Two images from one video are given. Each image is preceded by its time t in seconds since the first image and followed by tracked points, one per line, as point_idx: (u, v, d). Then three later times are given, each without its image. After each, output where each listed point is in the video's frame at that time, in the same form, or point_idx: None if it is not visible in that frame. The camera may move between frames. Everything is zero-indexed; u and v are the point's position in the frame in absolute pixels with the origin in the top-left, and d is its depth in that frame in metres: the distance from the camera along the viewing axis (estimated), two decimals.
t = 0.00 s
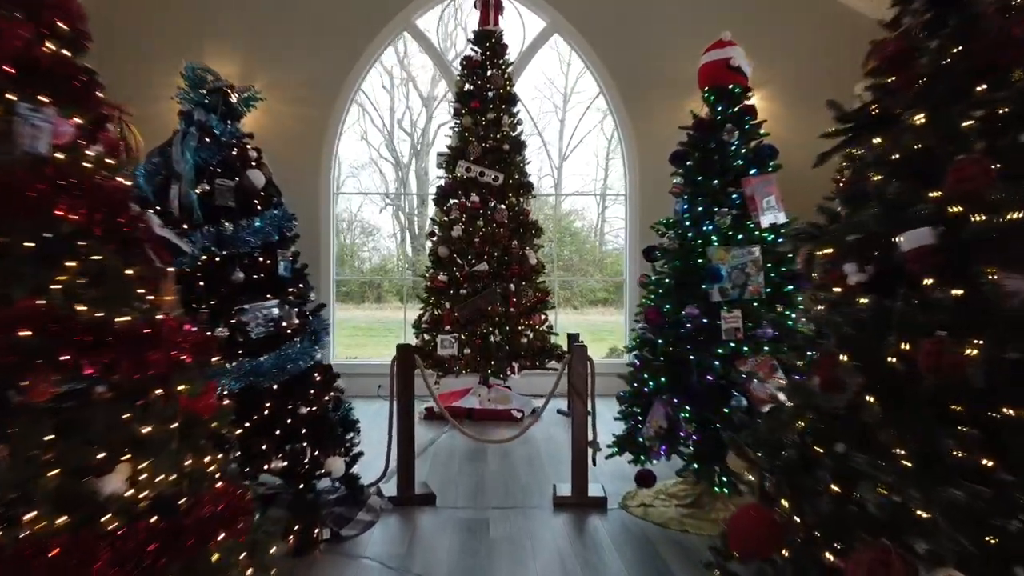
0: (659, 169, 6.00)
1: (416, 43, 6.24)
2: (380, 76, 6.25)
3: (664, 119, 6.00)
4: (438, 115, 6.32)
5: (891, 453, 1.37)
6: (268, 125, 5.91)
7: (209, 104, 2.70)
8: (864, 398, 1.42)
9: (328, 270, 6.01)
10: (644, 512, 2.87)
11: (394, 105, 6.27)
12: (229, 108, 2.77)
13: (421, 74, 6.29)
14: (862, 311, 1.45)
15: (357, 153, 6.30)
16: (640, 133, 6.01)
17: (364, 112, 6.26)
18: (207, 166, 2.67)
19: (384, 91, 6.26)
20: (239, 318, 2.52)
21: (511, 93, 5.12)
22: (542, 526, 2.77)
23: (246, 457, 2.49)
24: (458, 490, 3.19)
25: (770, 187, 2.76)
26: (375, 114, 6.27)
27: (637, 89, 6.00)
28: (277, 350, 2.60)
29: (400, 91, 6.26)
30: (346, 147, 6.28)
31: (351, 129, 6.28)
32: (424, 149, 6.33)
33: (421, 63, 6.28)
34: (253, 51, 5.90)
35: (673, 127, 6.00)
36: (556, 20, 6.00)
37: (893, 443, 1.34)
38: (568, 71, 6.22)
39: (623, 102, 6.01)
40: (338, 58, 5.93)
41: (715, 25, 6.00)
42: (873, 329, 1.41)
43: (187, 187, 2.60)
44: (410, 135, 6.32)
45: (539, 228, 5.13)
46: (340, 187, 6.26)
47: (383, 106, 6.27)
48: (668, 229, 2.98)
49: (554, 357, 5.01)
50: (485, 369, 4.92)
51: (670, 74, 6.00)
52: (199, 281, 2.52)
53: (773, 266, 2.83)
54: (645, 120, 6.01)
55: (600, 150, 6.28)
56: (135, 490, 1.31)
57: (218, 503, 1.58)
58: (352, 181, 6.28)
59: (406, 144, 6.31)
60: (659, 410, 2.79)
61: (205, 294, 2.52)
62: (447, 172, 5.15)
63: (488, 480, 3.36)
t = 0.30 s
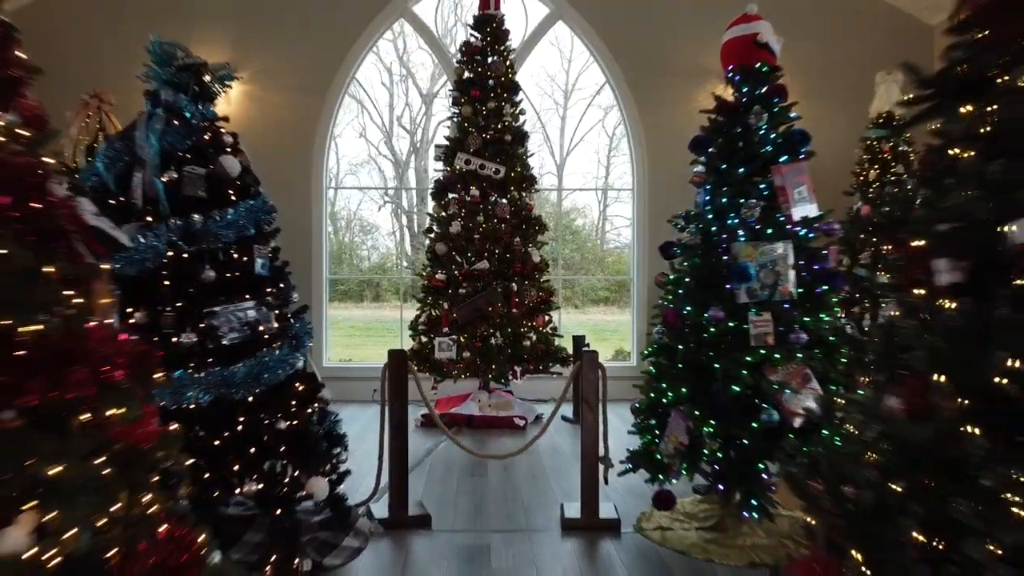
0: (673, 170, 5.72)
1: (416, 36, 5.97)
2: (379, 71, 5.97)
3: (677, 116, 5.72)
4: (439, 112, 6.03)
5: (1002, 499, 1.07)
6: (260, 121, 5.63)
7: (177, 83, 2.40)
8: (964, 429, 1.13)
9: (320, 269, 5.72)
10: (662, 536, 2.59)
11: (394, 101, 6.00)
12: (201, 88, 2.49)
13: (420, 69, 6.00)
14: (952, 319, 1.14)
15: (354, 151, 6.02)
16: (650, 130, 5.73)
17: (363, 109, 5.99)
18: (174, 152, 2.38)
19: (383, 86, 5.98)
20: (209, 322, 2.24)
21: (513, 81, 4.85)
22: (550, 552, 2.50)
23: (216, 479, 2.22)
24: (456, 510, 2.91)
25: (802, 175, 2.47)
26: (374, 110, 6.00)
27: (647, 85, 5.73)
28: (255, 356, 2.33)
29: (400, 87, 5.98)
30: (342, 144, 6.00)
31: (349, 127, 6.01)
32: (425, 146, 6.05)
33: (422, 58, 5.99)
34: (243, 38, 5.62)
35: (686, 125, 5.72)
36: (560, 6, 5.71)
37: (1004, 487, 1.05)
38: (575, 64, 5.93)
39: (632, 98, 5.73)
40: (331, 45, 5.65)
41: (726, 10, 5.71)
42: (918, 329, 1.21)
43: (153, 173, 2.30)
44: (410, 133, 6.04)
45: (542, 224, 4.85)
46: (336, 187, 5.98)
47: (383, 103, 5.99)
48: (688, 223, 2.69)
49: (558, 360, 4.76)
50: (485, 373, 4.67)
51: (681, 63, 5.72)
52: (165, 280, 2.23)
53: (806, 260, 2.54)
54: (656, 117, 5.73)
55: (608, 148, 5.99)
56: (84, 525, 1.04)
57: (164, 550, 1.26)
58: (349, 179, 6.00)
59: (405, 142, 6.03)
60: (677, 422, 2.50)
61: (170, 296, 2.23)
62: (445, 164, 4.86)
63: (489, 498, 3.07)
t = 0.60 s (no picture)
0: (688, 170, 5.43)
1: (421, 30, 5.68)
2: (378, 66, 5.68)
3: (691, 113, 5.43)
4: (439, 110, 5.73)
5: None
6: (250, 117, 5.34)
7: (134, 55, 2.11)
8: None
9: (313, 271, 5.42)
10: (687, 569, 2.29)
11: (393, 98, 5.70)
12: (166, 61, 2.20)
13: (420, 66, 5.71)
14: None
15: (351, 148, 5.71)
16: (662, 128, 5.43)
17: (361, 106, 5.70)
18: (134, 133, 2.07)
19: (382, 83, 5.69)
20: (171, 328, 1.95)
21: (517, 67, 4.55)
22: None
23: (173, 510, 1.92)
24: (455, 536, 2.62)
25: (846, 162, 2.18)
26: (373, 108, 5.70)
27: (660, 80, 5.43)
28: (224, 368, 2.03)
29: (401, 85, 5.69)
30: (339, 142, 5.70)
31: (347, 124, 5.71)
32: (424, 144, 5.76)
33: (423, 55, 5.70)
34: (229, 25, 5.32)
35: (701, 123, 5.43)
36: None
37: None
38: (583, 58, 5.62)
39: (644, 94, 5.43)
40: (323, 31, 5.34)
41: None
42: (967, 359, 0.92)
43: (106, 157, 1.98)
44: (408, 130, 5.74)
45: (548, 221, 4.55)
46: (333, 187, 5.68)
47: (382, 100, 5.70)
48: (715, 219, 2.42)
49: (563, 364, 4.48)
50: (488, 380, 4.36)
51: (693, 53, 5.41)
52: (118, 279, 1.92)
53: (856, 260, 2.20)
54: (669, 114, 5.43)
55: (618, 146, 5.68)
56: None
57: None
58: (346, 178, 5.70)
59: (404, 141, 5.73)
60: (706, 441, 2.23)
61: (124, 298, 1.92)
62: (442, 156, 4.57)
63: (491, 521, 2.78)
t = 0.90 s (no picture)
0: (705, 169, 5.12)
1: (426, 24, 5.39)
2: (377, 62, 5.39)
3: (710, 109, 5.12)
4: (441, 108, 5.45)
5: None
6: (237, 106, 5.02)
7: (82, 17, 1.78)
8: None
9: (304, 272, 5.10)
10: None
11: (391, 94, 5.42)
12: (121, 25, 1.88)
13: (421, 63, 5.43)
14: None
15: (347, 145, 5.40)
16: (677, 123, 5.11)
17: (360, 104, 5.41)
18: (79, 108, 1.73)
19: (382, 79, 5.40)
20: (120, 338, 1.63)
21: (522, 51, 4.23)
22: None
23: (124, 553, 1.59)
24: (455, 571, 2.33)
25: (906, 144, 1.87)
26: (372, 105, 5.41)
27: (676, 73, 5.11)
28: (180, 384, 1.71)
29: (400, 81, 5.42)
30: (335, 138, 5.39)
31: (345, 121, 5.40)
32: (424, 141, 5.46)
33: (423, 51, 5.42)
34: (214, 8, 5.00)
35: (718, 115, 5.11)
36: None
37: None
38: (592, 51, 5.32)
39: (658, 88, 5.11)
40: (315, 17, 5.04)
41: None
42: None
43: (44, 135, 1.67)
44: (407, 126, 5.45)
45: (556, 216, 4.25)
46: (330, 185, 5.36)
47: (381, 97, 5.42)
48: (754, 215, 2.14)
49: (571, 370, 4.15)
50: (491, 387, 4.06)
51: (709, 39, 5.10)
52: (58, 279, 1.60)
53: (916, 258, 1.85)
54: (683, 106, 5.11)
55: (628, 142, 5.36)
56: None
57: None
58: (342, 176, 5.39)
59: (403, 138, 5.44)
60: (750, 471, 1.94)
61: (69, 302, 1.60)
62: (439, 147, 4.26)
63: (496, 551, 2.49)
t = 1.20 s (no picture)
0: (723, 166, 4.80)
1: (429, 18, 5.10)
2: (377, 59, 5.11)
3: (728, 102, 4.80)
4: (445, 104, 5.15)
5: None
6: (223, 94, 4.70)
7: None
8: None
9: (296, 273, 4.78)
10: None
11: (391, 91, 5.14)
12: None
13: (420, 60, 5.14)
14: None
15: (345, 143, 5.09)
16: (694, 119, 4.80)
17: (359, 99, 5.11)
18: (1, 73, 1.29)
19: (381, 76, 5.12)
20: (44, 352, 1.26)
21: (528, 34, 3.92)
22: None
23: None
24: None
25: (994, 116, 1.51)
26: (371, 102, 5.12)
27: (693, 63, 4.79)
28: (121, 411, 1.39)
29: (399, 78, 5.14)
30: (333, 137, 5.07)
31: (343, 118, 5.10)
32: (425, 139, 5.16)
33: (422, 48, 5.13)
34: None
35: (738, 105, 4.79)
36: None
37: None
38: (602, 46, 5.04)
39: (675, 81, 4.79)
40: None
41: None
42: None
43: None
44: (408, 124, 5.16)
45: (564, 212, 3.94)
46: (328, 182, 5.04)
47: (382, 94, 5.13)
48: (809, 208, 1.83)
49: (580, 378, 3.83)
50: (494, 398, 3.74)
51: (726, 24, 4.78)
52: None
53: (1004, 256, 1.52)
54: (698, 95, 4.80)
55: (640, 139, 5.05)
56: None
57: None
58: (341, 175, 5.07)
59: (403, 138, 5.14)
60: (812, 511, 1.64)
61: None
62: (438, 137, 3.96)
63: None
